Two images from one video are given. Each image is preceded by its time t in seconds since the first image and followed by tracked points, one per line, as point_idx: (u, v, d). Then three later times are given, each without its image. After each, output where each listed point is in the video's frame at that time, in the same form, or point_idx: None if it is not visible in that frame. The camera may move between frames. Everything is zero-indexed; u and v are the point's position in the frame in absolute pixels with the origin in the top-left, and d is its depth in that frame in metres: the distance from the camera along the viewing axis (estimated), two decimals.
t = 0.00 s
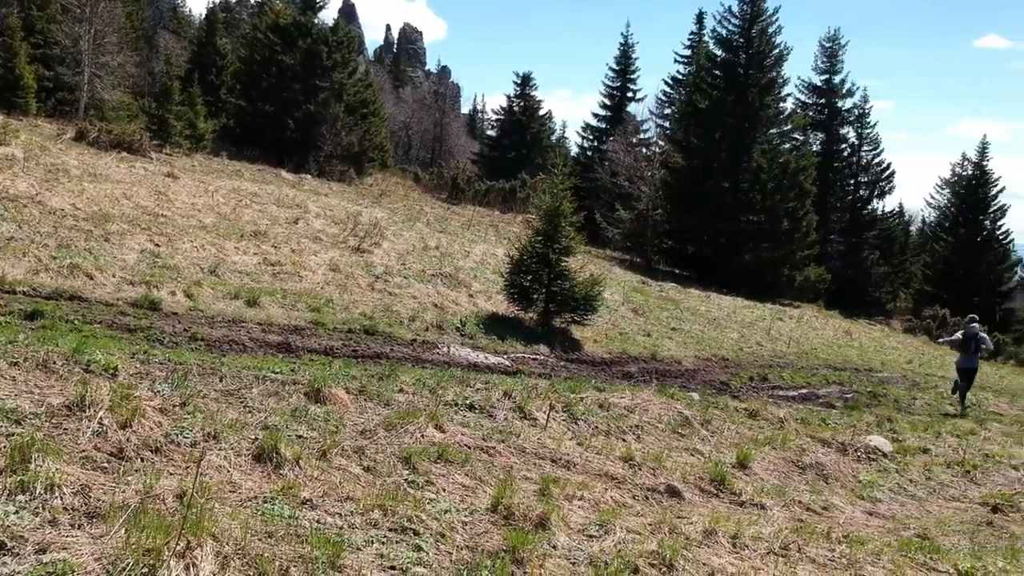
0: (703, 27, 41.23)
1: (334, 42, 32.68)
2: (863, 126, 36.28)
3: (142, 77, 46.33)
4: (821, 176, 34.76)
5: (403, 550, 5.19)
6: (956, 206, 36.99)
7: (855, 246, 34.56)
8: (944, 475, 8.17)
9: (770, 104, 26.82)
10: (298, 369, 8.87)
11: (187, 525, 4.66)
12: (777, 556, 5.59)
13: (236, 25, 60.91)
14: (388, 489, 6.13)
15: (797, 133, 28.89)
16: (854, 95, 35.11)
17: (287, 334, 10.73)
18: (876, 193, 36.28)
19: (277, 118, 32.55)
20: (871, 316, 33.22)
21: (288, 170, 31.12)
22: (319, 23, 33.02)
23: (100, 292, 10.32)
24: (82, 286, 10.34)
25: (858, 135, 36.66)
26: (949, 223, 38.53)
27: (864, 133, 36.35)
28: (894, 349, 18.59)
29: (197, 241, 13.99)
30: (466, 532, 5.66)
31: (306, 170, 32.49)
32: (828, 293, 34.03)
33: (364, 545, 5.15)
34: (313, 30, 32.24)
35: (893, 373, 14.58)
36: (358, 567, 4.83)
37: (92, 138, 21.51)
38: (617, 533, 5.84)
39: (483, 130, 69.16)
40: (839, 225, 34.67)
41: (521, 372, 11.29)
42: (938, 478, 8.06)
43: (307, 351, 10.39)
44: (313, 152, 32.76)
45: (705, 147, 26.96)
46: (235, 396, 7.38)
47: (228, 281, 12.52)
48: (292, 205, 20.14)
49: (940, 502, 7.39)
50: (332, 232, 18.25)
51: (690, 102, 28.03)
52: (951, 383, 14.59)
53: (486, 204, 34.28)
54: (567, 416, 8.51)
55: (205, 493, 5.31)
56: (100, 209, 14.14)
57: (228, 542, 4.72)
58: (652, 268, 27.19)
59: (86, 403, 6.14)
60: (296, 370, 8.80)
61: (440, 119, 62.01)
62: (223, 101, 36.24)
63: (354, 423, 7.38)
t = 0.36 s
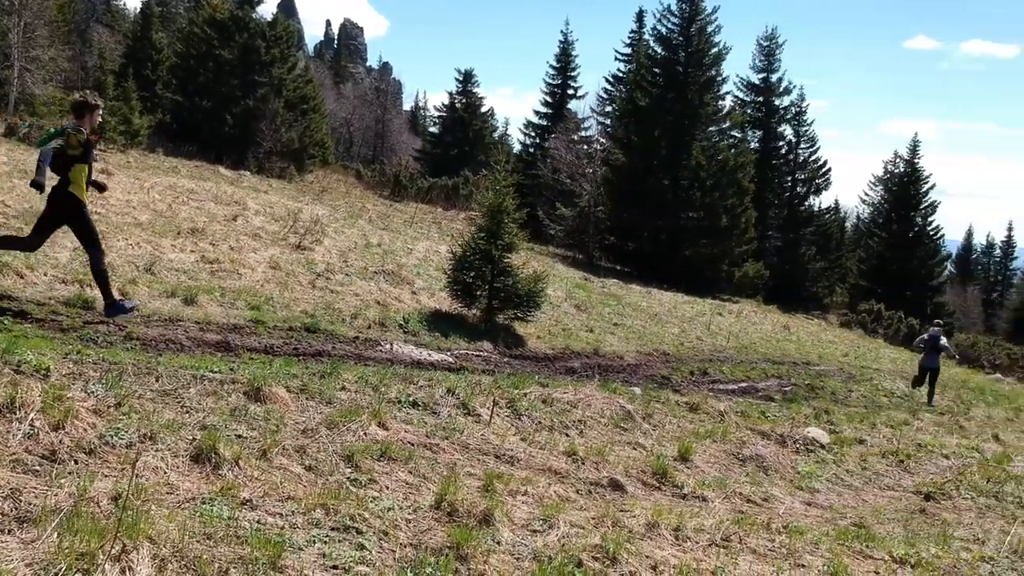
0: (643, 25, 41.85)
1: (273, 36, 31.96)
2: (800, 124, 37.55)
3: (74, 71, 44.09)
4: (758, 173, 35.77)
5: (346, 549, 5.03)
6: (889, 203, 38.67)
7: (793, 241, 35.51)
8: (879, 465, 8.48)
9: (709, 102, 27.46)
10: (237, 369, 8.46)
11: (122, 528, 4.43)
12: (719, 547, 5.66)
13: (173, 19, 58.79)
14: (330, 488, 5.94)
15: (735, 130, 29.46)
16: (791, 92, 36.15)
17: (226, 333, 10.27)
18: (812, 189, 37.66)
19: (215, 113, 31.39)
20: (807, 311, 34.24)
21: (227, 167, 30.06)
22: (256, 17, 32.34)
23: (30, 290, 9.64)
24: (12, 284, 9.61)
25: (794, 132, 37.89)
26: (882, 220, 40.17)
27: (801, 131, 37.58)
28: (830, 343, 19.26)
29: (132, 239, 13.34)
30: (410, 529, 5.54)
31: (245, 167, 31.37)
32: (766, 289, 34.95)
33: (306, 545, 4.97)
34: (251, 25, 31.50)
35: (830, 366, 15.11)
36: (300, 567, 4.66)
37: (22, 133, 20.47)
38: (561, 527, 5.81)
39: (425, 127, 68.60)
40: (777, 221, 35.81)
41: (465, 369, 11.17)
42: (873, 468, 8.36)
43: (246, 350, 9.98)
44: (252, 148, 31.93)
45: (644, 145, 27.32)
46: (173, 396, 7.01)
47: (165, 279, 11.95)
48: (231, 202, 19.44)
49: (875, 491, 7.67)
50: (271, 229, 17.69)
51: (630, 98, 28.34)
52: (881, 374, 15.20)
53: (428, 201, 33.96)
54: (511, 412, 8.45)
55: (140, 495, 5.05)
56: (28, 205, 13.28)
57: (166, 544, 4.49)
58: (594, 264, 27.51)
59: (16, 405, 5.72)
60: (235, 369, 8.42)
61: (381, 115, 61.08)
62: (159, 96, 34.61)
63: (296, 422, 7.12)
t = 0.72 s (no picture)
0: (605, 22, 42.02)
1: (232, 32, 31.47)
2: (760, 121, 38.19)
3: (27, 64, 42.44)
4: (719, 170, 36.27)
5: (305, 550, 4.88)
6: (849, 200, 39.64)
7: (752, 238, 36.37)
8: (838, 459, 8.62)
9: (670, 99, 27.69)
10: (196, 368, 8.15)
11: (73, 531, 4.24)
12: (680, 543, 5.66)
13: (129, 12, 57.25)
14: (289, 488, 5.77)
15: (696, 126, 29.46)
16: (751, 90, 36.71)
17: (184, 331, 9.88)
18: (772, 186, 38.33)
19: (172, 108, 30.26)
20: (766, 305, 34.81)
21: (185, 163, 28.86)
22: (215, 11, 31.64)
23: None
24: None
25: (755, 129, 38.49)
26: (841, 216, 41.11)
27: (761, 128, 38.14)
28: (789, 337, 19.59)
29: (88, 236, 12.86)
30: (370, 529, 5.41)
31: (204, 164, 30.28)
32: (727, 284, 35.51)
33: (264, 547, 4.81)
34: (208, 18, 30.80)
35: (789, 360, 15.36)
36: (257, 570, 4.50)
37: None
38: (523, 525, 5.74)
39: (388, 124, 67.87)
40: (737, 217, 36.06)
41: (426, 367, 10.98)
42: (832, 462, 8.49)
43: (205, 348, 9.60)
44: (212, 143, 30.80)
45: (607, 141, 27.46)
46: (128, 396, 6.74)
47: (121, 277, 11.55)
48: (190, 198, 18.88)
49: (834, 485, 7.79)
50: (231, 226, 17.23)
51: (593, 95, 28.45)
52: (839, 368, 15.51)
53: (391, 197, 33.58)
54: (473, 409, 8.35)
55: (93, 498, 4.85)
56: None
57: (120, 547, 4.32)
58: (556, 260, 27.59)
59: None
60: (193, 368, 8.10)
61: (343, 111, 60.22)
62: (116, 90, 33.66)
63: (254, 422, 6.91)
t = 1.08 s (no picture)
0: (552, 19, 42.14)
1: (173, 26, 30.24)
2: (704, 119, 38.83)
3: None
4: (664, 169, 36.88)
5: (242, 556, 4.64)
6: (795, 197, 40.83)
7: (698, 234, 37.18)
8: (781, 453, 8.76)
9: (616, 97, 27.96)
10: (132, 369, 7.72)
11: None
12: (626, 541, 5.61)
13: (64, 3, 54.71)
14: (228, 493, 5.48)
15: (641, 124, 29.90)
16: (696, 89, 37.35)
17: (121, 332, 9.48)
18: (716, 184, 38.39)
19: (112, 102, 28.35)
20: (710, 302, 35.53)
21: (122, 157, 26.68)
22: (158, 6, 30.46)
23: None
24: None
25: (699, 127, 39.16)
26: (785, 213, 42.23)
27: (705, 126, 38.84)
28: (734, 333, 19.97)
29: (20, 234, 12.15)
30: (312, 533, 5.17)
31: (143, 159, 28.04)
32: (674, 279, 36.39)
33: (199, 553, 4.54)
34: (151, 14, 29.60)
35: (733, 356, 15.63)
36: None
37: None
38: (468, 526, 5.58)
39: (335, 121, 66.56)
40: (683, 214, 36.75)
41: (371, 367, 10.66)
42: (775, 457, 8.62)
43: (143, 350, 9.20)
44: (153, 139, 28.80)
45: (554, 138, 27.53)
46: (61, 400, 6.34)
47: (55, 277, 10.98)
48: (128, 195, 18.00)
49: (778, 479, 7.91)
50: (172, 223, 16.51)
51: (540, 92, 28.51)
52: (783, 363, 15.85)
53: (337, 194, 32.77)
54: (419, 409, 8.15)
55: (20, 508, 4.52)
56: None
57: (48, 559, 4.04)
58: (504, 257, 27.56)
59: None
60: (130, 370, 7.69)
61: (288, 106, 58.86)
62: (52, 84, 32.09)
63: (193, 424, 6.56)
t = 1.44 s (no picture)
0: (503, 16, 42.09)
1: (117, 19, 28.41)
2: (654, 115, 39.38)
3: None
4: (616, 166, 37.27)
5: (187, 562, 4.45)
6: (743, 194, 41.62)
7: (648, 230, 37.60)
8: (731, 448, 8.87)
9: (568, 94, 28.08)
10: (73, 371, 7.35)
11: None
12: (577, 538, 5.56)
13: None
14: (173, 497, 5.26)
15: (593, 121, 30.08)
16: (646, 87, 37.78)
17: (63, 331, 9.06)
18: (666, 180, 39.05)
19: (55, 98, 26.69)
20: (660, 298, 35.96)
21: (65, 154, 25.75)
22: None
23: None
24: None
25: (649, 124, 39.67)
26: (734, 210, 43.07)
27: (656, 124, 39.34)
28: (685, 329, 20.24)
29: None
30: (259, 537, 4.98)
31: (87, 155, 27.24)
32: (625, 275, 36.72)
33: (142, 561, 4.33)
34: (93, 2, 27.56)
35: (684, 351, 15.82)
36: None
37: None
38: (419, 526, 5.44)
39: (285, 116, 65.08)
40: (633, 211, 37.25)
41: (322, 365, 10.38)
42: (725, 451, 8.72)
43: (86, 349, 8.80)
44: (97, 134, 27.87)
45: (505, 135, 27.48)
46: None
47: None
48: (70, 191, 17.17)
49: (727, 474, 8.00)
50: (116, 221, 15.83)
51: (492, 88, 28.46)
52: (733, 358, 16.11)
53: (288, 190, 31.90)
54: (369, 409, 7.96)
55: None
56: None
57: None
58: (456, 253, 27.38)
59: None
60: (71, 371, 7.32)
61: (237, 101, 57.35)
62: None
63: (137, 427, 6.29)
